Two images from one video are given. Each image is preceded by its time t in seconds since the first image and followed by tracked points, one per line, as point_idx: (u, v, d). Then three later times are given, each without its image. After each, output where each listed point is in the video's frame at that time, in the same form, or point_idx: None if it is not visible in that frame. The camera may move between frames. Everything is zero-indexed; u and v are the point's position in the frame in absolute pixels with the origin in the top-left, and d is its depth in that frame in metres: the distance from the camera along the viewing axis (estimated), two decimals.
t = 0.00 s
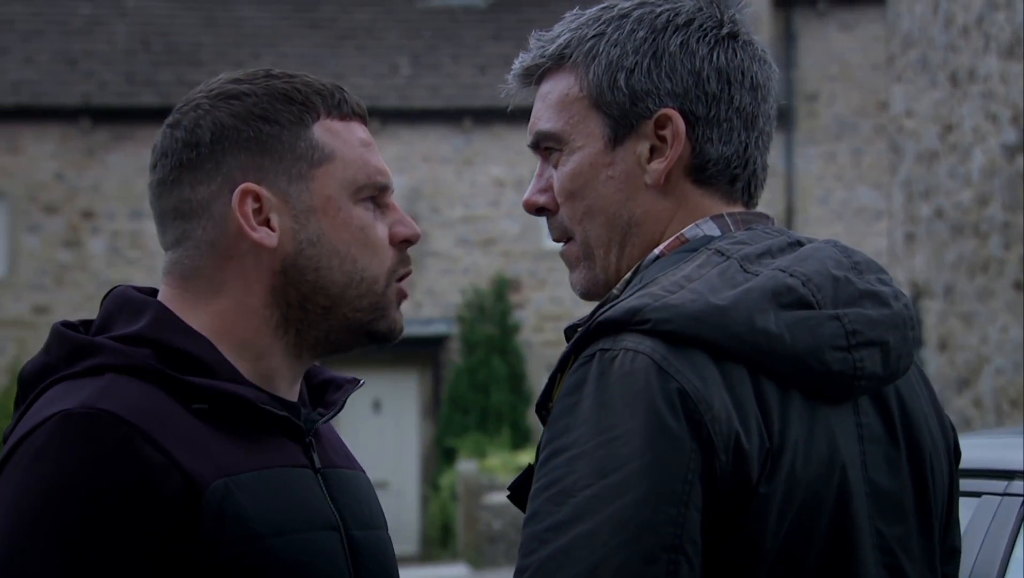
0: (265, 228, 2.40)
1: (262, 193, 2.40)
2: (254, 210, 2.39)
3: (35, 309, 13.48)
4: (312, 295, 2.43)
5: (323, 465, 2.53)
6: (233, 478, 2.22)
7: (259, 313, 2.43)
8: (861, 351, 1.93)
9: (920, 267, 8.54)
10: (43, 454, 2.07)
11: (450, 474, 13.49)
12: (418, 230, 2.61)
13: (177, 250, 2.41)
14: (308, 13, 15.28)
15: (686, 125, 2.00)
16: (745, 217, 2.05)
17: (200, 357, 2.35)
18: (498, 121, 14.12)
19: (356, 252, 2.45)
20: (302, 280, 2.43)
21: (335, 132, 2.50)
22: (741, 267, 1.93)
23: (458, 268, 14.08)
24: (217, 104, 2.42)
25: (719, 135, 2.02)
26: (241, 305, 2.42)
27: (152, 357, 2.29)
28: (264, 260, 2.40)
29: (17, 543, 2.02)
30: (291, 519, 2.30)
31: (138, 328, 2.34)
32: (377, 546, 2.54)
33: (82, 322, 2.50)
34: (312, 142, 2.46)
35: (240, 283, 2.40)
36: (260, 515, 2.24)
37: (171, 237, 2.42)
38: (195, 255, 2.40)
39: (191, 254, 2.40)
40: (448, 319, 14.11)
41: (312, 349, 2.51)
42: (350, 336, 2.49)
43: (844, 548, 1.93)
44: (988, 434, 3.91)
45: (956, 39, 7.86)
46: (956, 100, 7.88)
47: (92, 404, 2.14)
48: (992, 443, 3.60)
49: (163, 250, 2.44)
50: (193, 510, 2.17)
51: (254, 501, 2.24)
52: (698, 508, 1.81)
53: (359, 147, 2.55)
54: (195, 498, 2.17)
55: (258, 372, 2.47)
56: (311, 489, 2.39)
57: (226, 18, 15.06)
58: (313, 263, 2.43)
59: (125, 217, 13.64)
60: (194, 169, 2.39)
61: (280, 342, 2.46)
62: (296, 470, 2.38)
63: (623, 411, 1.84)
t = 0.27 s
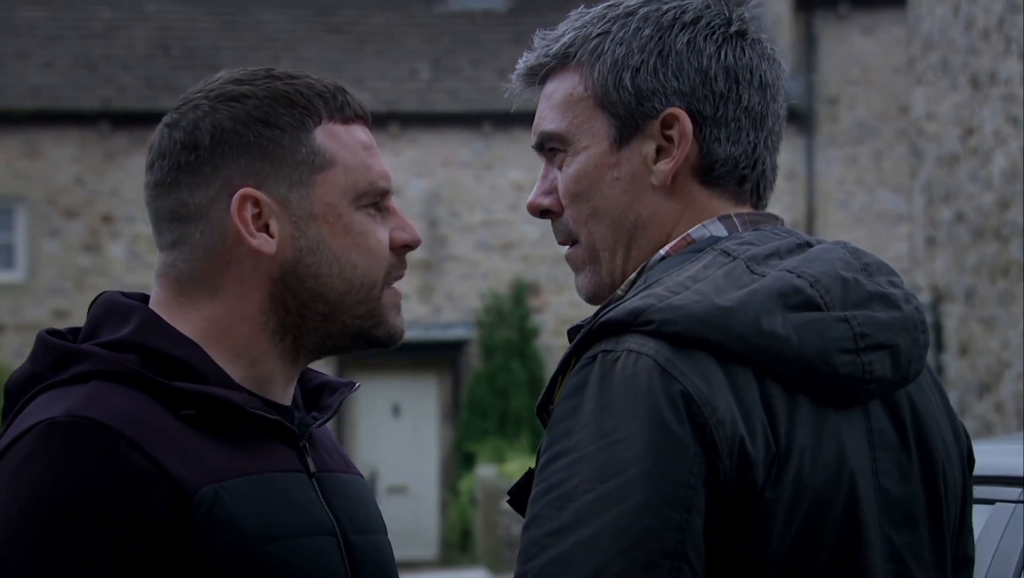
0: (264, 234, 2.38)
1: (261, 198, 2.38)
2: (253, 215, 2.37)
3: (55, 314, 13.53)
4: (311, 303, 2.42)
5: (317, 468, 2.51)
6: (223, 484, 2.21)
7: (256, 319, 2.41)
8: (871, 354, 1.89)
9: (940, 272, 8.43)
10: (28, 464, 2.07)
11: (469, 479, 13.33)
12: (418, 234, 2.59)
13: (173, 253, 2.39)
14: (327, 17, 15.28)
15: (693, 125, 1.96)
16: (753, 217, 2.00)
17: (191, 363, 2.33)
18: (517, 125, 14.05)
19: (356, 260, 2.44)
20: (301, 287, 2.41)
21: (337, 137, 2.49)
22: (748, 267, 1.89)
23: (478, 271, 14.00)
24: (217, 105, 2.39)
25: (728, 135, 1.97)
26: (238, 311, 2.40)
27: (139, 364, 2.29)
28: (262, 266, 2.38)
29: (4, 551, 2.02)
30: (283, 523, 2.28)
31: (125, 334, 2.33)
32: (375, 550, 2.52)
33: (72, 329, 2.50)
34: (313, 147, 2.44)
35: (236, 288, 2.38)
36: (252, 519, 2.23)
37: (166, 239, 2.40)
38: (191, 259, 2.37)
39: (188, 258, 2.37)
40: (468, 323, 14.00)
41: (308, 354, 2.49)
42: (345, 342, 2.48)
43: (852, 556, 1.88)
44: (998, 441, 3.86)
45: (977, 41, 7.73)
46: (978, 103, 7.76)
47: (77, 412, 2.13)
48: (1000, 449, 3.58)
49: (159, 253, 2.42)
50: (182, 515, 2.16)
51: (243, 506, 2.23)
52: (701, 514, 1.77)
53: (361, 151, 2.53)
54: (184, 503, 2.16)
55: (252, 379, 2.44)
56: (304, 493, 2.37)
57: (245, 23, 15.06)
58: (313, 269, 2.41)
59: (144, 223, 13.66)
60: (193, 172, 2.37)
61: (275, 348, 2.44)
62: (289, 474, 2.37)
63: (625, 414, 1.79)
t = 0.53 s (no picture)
0: (274, 233, 2.32)
1: (270, 197, 2.32)
2: (262, 215, 2.31)
3: (79, 321, 13.54)
4: (323, 305, 2.34)
5: (332, 480, 2.41)
6: (234, 496, 2.11)
7: (268, 322, 2.34)
8: (881, 359, 1.84)
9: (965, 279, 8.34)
10: (32, 475, 1.98)
11: (492, 487, 13.21)
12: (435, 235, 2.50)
13: (182, 256, 2.33)
14: (350, 24, 15.31)
15: (701, 125, 1.91)
16: (762, 218, 1.95)
17: (203, 371, 2.24)
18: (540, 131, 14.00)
19: (368, 259, 2.36)
20: (313, 289, 2.34)
21: (347, 135, 2.41)
22: (755, 269, 1.84)
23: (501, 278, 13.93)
24: (224, 105, 2.34)
25: (737, 136, 1.92)
26: (249, 315, 2.33)
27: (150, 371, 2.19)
28: (275, 266, 2.32)
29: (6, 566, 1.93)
30: (295, 536, 2.18)
31: (135, 339, 2.23)
32: (390, 566, 2.42)
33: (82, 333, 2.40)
34: (323, 145, 2.37)
35: (246, 291, 2.32)
36: (265, 535, 2.13)
37: (175, 241, 2.34)
38: (203, 263, 2.31)
39: (199, 262, 2.32)
40: (491, 330, 14.00)
41: (321, 361, 2.41)
42: (360, 348, 2.40)
43: (862, 564, 1.83)
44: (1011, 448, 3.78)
45: (1001, 47, 7.64)
46: (1002, 108, 7.65)
47: (85, 421, 2.04)
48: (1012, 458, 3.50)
49: (169, 257, 2.36)
50: (192, 530, 2.06)
51: (255, 519, 2.12)
52: (704, 521, 1.73)
53: (373, 149, 2.45)
54: (193, 517, 2.06)
55: (263, 387, 2.37)
56: (319, 507, 2.26)
57: (269, 30, 15.13)
58: (323, 270, 2.34)
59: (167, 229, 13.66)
60: (199, 172, 2.32)
61: (288, 355, 2.37)
62: (304, 487, 2.26)
63: (628, 418, 1.75)
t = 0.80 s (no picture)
0: (277, 238, 2.27)
1: (274, 201, 2.27)
2: (266, 218, 2.27)
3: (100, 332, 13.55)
4: (329, 310, 2.29)
5: (340, 494, 2.33)
6: (239, 507, 2.07)
7: (273, 329, 2.29)
8: (889, 372, 1.79)
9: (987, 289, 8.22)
10: (34, 485, 1.95)
11: (512, 499, 13.16)
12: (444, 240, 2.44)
13: (186, 263, 2.30)
14: (371, 34, 15.34)
15: (705, 129, 1.87)
16: (767, 227, 1.90)
17: (209, 379, 2.20)
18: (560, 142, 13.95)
19: (375, 263, 2.31)
20: (318, 294, 2.29)
21: (352, 137, 2.36)
22: (759, 280, 1.80)
23: (521, 288, 13.86)
24: (228, 107, 2.30)
25: (741, 141, 1.88)
26: (254, 321, 2.28)
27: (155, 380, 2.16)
28: (279, 270, 2.28)
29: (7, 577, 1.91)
30: (302, 549, 2.13)
31: (141, 347, 2.20)
32: None
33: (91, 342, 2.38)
34: (327, 147, 2.32)
35: (251, 297, 2.28)
36: (271, 548, 2.08)
37: (180, 248, 2.31)
38: (206, 268, 2.28)
39: (203, 267, 2.28)
40: (512, 340, 13.89)
41: (328, 370, 2.36)
42: (368, 353, 2.35)
43: None
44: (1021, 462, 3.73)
45: (1022, 56, 7.57)
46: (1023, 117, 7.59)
47: (88, 429, 2.01)
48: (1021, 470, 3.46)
49: (174, 263, 2.33)
50: (194, 542, 2.03)
51: (260, 531, 2.08)
52: (707, 539, 1.69)
53: (380, 151, 2.39)
54: (196, 529, 2.03)
55: (270, 396, 2.31)
56: (327, 520, 2.21)
57: (290, 41, 15.16)
58: (328, 275, 2.29)
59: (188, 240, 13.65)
60: (203, 176, 2.28)
61: (295, 362, 2.32)
62: (312, 500, 2.20)
63: (629, 433, 1.71)
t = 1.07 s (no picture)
0: (271, 244, 2.27)
1: (268, 208, 2.27)
2: (259, 225, 2.26)
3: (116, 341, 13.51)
4: (323, 318, 2.29)
5: (339, 503, 2.30)
6: (230, 516, 2.06)
7: (267, 338, 2.29)
8: (895, 383, 1.76)
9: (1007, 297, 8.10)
10: (21, 495, 1.94)
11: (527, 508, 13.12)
12: (441, 248, 2.43)
13: (180, 271, 2.28)
14: (388, 44, 15.39)
15: (705, 133, 1.85)
16: (769, 234, 1.88)
17: (201, 387, 2.18)
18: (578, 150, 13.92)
19: (371, 271, 2.31)
20: (312, 302, 2.28)
21: (348, 142, 2.35)
22: (762, 288, 1.77)
23: (538, 297, 13.80)
24: (222, 113, 2.29)
25: (742, 146, 1.87)
26: (246, 330, 2.27)
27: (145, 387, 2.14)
28: (272, 277, 2.27)
29: None
30: (299, 559, 2.11)
31: (131, 355, 2.18)
32: None
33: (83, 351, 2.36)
34: (321, 153, 2.32)
35: (246, 304, 2.27)
36: (265, 557, 2.07)
37: (174, 255, 2.29)
38: (199, 275, 2.27)
39: (195, 274, 2.27)
40: (528, 350, 13.82)
41: (325, 379, 2.35)
42: (364, 360, 2.35)
43: None
44: None
45: None
46: None
47: (75, 438, 1.99)
48: None
49: (167, 271, 2.31)
50: (185, 551, 2.01)
51: (253, 540, 2.06)
52: (711, 553, 1.66)
53: (376, 157, 2.38)
54: (187, 539, 2.01)
55: (264, 405, 2.31)
56: (323, 529, 2.19)
57: (308, 50, 15.21)
58: (323, 281, 2.29)
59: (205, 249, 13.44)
60: (197, 182, 2.27)
61: (288, 372, 2.31)
62: (308, 509, 2.18)
63: (632, 444, 1.68)
